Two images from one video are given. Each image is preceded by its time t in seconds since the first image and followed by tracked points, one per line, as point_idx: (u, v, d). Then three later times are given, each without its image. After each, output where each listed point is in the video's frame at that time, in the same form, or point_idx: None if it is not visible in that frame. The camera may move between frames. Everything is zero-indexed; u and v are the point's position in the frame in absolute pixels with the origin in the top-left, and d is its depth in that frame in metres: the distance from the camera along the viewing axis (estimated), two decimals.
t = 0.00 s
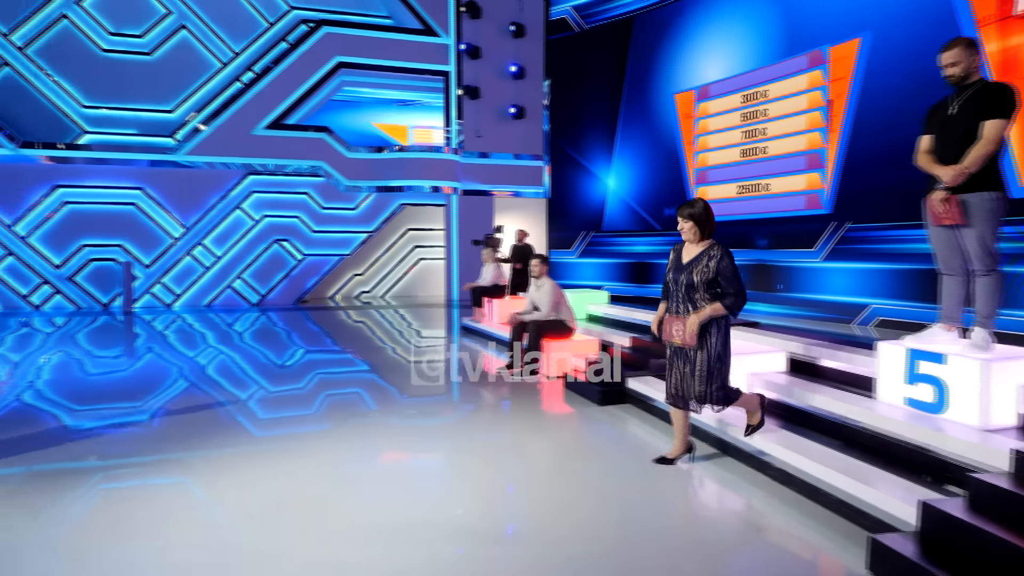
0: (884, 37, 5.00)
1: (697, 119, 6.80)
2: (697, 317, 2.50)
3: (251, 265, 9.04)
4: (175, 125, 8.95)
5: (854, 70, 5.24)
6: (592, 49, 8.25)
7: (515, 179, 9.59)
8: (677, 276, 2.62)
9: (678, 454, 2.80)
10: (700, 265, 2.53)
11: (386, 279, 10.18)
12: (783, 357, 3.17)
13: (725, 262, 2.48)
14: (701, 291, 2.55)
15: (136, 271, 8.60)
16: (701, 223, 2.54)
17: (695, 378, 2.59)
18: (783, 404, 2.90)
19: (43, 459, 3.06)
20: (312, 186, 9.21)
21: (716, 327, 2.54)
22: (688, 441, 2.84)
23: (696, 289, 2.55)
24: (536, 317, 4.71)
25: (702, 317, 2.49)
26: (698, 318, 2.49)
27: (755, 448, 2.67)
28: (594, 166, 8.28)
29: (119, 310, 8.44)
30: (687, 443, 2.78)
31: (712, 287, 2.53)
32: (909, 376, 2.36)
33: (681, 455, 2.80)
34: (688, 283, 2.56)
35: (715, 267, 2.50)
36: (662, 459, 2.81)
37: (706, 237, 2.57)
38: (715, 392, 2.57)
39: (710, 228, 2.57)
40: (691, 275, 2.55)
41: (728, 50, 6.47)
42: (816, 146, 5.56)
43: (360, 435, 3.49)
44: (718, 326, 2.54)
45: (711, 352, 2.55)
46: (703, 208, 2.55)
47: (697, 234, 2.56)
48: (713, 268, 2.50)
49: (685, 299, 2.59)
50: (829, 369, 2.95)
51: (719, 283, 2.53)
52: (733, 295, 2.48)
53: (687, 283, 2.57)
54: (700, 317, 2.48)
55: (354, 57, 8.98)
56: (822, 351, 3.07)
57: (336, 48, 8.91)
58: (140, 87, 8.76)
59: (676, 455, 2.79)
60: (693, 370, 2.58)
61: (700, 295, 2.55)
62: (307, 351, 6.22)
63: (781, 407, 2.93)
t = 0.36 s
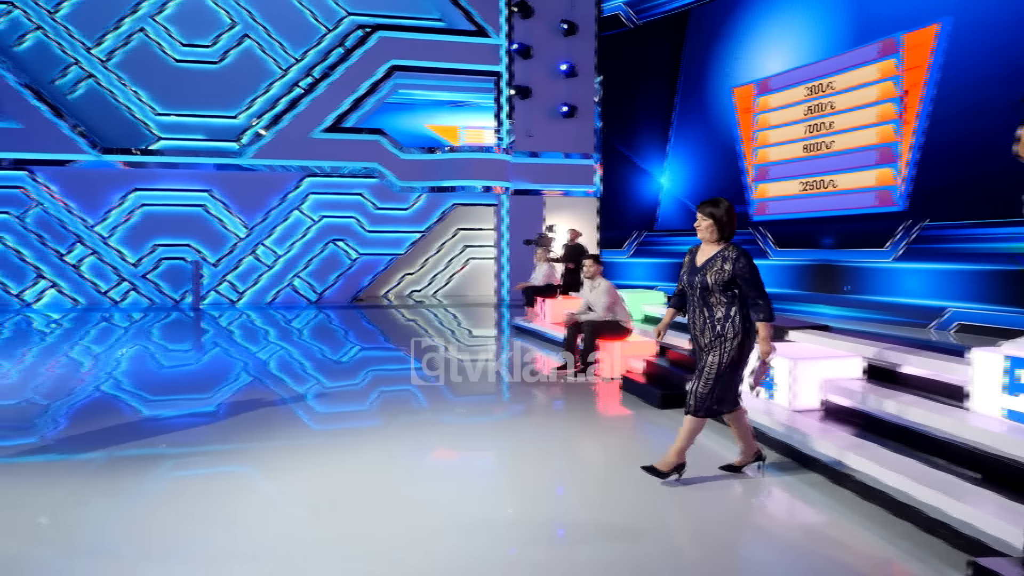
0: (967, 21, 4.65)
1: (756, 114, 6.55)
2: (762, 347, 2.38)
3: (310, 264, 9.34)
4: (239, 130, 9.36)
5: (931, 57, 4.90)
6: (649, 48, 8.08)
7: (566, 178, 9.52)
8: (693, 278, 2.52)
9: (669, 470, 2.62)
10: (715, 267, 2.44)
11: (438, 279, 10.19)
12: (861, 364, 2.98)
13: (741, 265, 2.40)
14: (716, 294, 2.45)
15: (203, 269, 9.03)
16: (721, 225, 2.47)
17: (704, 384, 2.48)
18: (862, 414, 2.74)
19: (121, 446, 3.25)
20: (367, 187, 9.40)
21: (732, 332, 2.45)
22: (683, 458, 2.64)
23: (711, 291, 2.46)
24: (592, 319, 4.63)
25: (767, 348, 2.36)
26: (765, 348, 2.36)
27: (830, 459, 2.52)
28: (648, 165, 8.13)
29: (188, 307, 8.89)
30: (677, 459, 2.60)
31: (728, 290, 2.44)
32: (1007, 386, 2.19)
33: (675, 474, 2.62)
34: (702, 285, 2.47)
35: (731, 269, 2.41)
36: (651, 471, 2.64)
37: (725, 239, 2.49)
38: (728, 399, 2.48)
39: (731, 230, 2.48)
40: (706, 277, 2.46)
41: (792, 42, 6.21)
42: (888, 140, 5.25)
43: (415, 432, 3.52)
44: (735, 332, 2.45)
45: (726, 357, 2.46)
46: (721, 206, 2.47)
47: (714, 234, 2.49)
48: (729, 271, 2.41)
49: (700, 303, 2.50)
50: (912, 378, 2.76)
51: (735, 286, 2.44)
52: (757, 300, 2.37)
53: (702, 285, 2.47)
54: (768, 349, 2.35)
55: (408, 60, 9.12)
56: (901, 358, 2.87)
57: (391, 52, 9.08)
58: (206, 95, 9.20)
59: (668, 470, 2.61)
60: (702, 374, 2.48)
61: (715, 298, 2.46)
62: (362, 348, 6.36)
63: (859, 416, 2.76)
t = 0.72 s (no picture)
0: None
1: (833, 106, 6.21)
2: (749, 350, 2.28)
3: (373, 263, 9.59)
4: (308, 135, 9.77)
5: None
6: (711, 44, 7.87)
7: (626, 176, 9.35)
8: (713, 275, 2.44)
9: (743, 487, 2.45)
10: (730, 265, 2.34)
11: (496, 278, 10.07)
12: (964, 371, 2.74)
13: (756, 263, 2.26)
14: (731, 294, 2.35)
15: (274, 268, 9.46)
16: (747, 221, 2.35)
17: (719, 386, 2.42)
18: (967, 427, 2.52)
19: (207, 434, 3.43)
20: (428, 188, 9.49)
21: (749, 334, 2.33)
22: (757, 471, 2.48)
23: (726, 290, 2.36)
24: (660, 318, 4.54)
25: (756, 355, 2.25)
26: (753, 353, 2.26)
27: (930, 474, 2.35)
28: (712, 161, 7.91)
29: (261, 303, 9.34)
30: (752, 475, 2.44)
31: (744, 289, 2.32)
32: None
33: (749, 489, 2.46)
34: (717, 282, 2.39)
35: (745, 267, 2.29)
36: (725, 491, 2.46)
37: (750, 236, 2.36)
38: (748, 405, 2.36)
39: (755, 226, 2.35)
40: (721, 275, 2.37)
41: (871, 29, 5.83)
42: (983, 131, 4.80)
43: (481, 429, 3.55)
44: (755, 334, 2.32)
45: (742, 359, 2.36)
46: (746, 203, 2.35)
47: (738, 230, 2.37)
48: (742, 269, 2.30)
49: (718, 301, 2.41)
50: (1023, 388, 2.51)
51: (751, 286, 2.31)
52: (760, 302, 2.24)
53: (716, 283, 2.39)
54: (754, 355, 2.25)
55: (468, 61, 9.21)
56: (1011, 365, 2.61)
57: (451, 54, 9.20)
58: (279, 102, 9.68)
59: (744, 488, 2.44)
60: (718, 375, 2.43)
61: (730, 297, 2.36)
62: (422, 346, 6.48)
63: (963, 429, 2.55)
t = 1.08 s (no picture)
0: None
1: (923, 95, 5.74)
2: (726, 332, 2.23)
3: (437, 262, 9.77)
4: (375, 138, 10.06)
5: None
6: (785, 39, 7.60)
7: (693, 174, 9.06)
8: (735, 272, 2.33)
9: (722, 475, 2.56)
10: (754, 263, 2.23)
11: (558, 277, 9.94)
12: None
13: (779, 260, 2.17)
14: (755, 293, 2.23)
15: (344, 267, 9.82)
16: (780, 221, 2.23)
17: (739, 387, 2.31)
18: None
19: (290, 422, 3.59)
20: (491, 188, 9.59)
21: (777, 334, 2.23)
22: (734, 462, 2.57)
23: (749, 290, 2.25)
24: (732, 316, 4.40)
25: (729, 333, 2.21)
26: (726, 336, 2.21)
27: None
28: (787, 158, 7.66)
29: (331, 301, 9.72)
30: (728, 464, 2.53)
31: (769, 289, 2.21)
32: None
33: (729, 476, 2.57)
34: (740, 280, 2.28)
35: (769, 265, 2.19)
36: (822, 501, 2.33)
37: (777, 234, 2.25)
38: (778, 408, 2.24)
39: (786, 224, 2.22)
40: (745, 274, 2.26)
41: (967, 14, 5.40)
42: None
43: (552, 428, 3.54)
44: (783, 334, 2.22)
45: (770, 361, 2.24)
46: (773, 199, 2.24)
47: (767, 229, 2.25)
48: (766, 267, 2.19)
49: (740, 301, 2.30)
50: None
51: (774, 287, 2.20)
52: (766, 295, 2.16)
53: (740, 281, 2.28)
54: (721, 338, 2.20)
55: (532, 61, 9.21)
56: None
57: (515, 55, 9.23)
58: (348, 107, 10.01)
59: (840, 495, 2.31)
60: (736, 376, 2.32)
61: (754, 297, 2.24)
62: (484, 344, 6.55)
63: None
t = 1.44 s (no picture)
0: None
1: (1015, 84, 5.46)
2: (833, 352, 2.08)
3: (492, 262, 9.83)
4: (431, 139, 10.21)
5: None
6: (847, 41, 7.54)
7: (757, 171, 8.74)
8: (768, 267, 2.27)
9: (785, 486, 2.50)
10: (790, 256, 2.17)
11: (613, 277, 9.86)
12: None
13: (821, 255, 2.09)
14: (790, 288, 2.18)
15: (403, 266, 10.04)
16: (811, 211, 2.19)
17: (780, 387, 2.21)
18: None
19: (362, 416, 3.69)
20: (546, 187, 9.58)
21: (809, 330, 2.16)
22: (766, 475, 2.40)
23: (785, 283, 2.19)
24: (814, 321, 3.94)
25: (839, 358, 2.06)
26: (836, 357, 2.06)
27: None
28: (860, 153, 7.35)
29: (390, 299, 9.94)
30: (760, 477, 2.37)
31: (805, 282, 2.15)
32: None
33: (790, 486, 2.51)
34: (776, 275, 2.22)
35: (807, 259, 2.12)
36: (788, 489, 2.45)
37: (813, 226, 2.19)
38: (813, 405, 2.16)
39: (820, 216, 2.18)
40: (780, 267, 2.20)
41: None
42: None
43: (618, 428, 3.50)
44: (814, 329, 2.15)
45: (812, 357, 2.15)
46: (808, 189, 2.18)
47: (799, 220, 2.21)
48: (803, 260, 2.13)
49: (776, 296, 2.24)
50: None
51: (813, 279, 2.14)
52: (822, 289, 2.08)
53: (775, 276, 2.22)
54: (833, 359, 2.06)
55: (589, 59, 9.11)
56: None
57: (571, 53, 9.16)
58: (406, 109, 10.21)
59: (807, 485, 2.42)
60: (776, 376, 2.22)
61: (792, 291, 2.19)
62: (539, 343, 6.56)
63: None
